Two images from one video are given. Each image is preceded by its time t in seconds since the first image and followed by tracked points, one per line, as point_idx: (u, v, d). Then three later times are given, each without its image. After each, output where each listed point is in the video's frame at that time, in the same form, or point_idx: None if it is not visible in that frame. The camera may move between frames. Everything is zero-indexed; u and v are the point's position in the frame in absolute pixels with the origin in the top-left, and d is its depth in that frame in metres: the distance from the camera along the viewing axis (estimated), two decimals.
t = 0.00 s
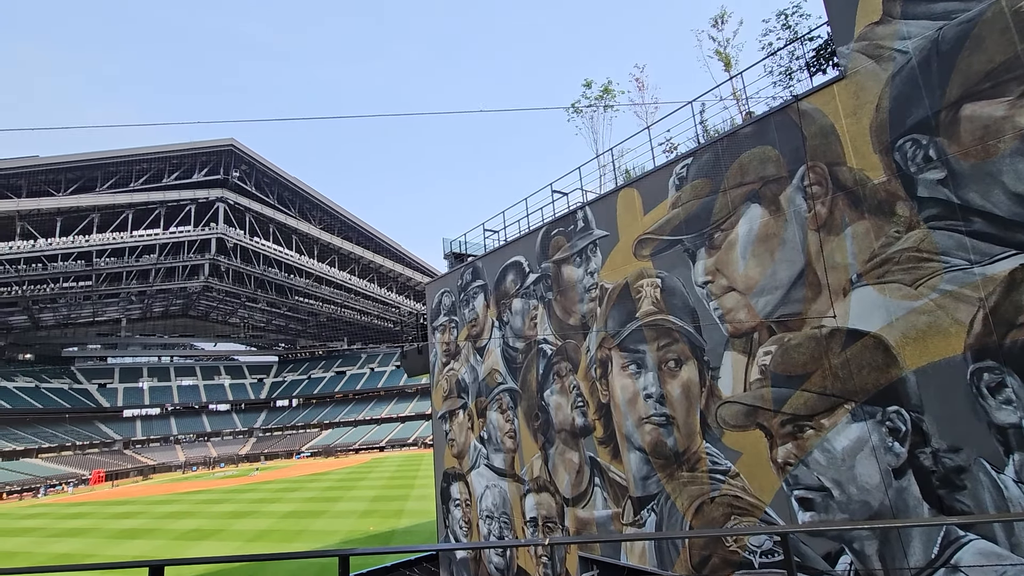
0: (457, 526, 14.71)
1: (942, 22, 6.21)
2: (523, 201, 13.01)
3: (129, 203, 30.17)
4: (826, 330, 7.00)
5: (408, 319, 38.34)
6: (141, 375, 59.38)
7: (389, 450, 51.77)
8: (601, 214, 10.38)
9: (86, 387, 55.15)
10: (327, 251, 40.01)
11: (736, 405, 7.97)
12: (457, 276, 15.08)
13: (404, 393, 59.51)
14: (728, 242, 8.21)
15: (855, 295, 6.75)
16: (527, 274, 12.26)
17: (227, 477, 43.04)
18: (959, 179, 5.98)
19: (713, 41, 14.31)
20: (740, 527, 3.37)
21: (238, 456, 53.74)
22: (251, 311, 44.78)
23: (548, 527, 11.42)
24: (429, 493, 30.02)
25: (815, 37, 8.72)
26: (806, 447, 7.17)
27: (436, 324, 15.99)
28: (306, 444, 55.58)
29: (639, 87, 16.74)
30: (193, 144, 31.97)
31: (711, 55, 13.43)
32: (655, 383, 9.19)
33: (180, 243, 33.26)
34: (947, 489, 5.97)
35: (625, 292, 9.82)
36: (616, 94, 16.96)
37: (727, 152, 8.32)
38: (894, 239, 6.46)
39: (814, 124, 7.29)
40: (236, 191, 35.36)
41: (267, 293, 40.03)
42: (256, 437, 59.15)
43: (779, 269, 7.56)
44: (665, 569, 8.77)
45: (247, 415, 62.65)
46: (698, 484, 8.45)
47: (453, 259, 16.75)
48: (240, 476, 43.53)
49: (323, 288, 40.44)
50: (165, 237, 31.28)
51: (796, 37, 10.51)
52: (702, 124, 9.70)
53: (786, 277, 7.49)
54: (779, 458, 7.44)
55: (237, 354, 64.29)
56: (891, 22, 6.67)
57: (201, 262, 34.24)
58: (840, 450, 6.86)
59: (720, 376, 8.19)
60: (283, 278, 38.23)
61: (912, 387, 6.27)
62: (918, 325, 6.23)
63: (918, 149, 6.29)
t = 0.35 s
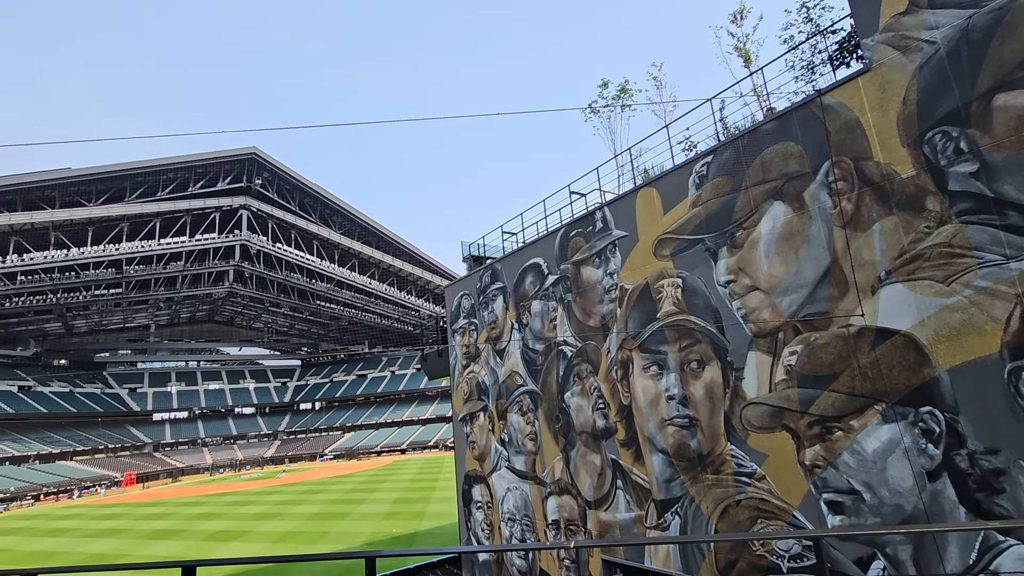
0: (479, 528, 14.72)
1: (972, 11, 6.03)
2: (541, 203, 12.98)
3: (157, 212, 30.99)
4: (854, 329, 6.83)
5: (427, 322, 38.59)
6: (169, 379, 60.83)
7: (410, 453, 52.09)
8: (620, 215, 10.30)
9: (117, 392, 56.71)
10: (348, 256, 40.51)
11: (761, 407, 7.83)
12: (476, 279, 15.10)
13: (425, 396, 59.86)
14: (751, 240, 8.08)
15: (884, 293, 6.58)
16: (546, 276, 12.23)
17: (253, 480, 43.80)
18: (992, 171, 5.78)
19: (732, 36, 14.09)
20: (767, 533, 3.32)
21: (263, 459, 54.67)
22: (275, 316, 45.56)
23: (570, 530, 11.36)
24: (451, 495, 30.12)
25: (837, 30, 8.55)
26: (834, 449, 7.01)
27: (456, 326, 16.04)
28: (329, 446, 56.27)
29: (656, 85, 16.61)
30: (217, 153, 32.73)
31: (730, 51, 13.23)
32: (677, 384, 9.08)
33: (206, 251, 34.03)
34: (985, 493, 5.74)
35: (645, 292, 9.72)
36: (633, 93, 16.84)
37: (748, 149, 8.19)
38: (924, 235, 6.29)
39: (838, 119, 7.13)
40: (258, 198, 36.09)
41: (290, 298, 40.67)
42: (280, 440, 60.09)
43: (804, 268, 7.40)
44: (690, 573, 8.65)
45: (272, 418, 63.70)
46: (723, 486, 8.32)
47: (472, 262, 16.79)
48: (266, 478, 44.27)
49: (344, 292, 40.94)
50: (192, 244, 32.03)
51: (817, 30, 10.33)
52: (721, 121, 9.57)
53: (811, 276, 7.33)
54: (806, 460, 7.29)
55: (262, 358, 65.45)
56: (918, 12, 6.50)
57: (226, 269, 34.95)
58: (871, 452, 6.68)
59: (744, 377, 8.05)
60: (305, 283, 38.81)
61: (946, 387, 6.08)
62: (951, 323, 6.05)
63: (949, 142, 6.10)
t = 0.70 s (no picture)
0: (503, 531, 14.71)
1: None
2: (560, 204, 12.96)
3: (184, 221, 31.83)
4: (885, 327, 6.65)
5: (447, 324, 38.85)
6: (198, 384, 62.27)
7: (432, 455, 52.35)
8: (640, 215, 10.22)
9: (148, 396, 58.30)
10: (369, 260, 41.03)
11: (789, 408, 7.68)
12: (496, 281, 15.12)
13: (446, 398, 60.14)
14: (775, 238, 7.94)
15: (915, 290, 6.40)
16: (566, 277, 12.19)
17: (279, 482, 44.56)
18: None
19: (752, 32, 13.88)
20: (798, 536, 3.24)
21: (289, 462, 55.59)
22: (298, 321, 46.33)
23: (594, 533, 11.30)
24: (473, 498, 30.19)
25: (862, 22, 8.36)
26: (866, 451, 6.83)
27: (477, 329, 16.09)
28: (353, 449, 56.92)
29: (675, 84, 16.45)
30: (241, 162, 33.50)
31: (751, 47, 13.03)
32: (701, 385, 8.96)
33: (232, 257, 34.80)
34: None
35: (667, 293, 9.62)
36: (651, 92, 16.69)
37: (771, 146, 8.06)
38: (958, 230, 6.09)
39: (865, 113, 6.97)
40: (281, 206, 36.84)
41: (313, 303, 41.32)
42: (305, 443, 61.00)
43: (831, 265, 7.24)
44: None
45: (297, 421, 64.72)
46: (750, 489, 8.18)
47: (491, 265, 16.84)
48: (292, 481, 44.99)
49: (366, 296, 41.44)
50: (218, 251, 32.79)
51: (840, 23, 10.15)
52: (743, 118, 9.44)
53: (838, 273, 7.17)
54: (837, 462, 7.11)
55: (286, 362, 66.56)
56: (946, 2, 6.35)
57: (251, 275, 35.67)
58: (904, 454, 6.50)
59: (770, 378, 7.91)
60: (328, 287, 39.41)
61: (983, 387, 5.88)
62: (987, 321, 5.86)
63: (982, 134, 5.91)
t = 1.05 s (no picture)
0: (525, 533, 14.68)
1: None
2: (578, 205, 12.92)
3: (209, 228, 32.59)
4: (915, 326, 6.47)
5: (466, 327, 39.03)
6: (224, 388, 63.58)
7: (454, 457, 52.53)
8: (660, 215, 10.13)
9: (177, 400, 59.72)
10: (388, 264, 41.49)
11: (816, 409, 7.51)
12: (515, 283, 15.12)
13: (466, 400, 60.34)
14: (799, 236, 7.78)
15: (947, 287, 6.21)
16: (585, 278, 12.13)
17: (304, 484, 45.23)
18: None
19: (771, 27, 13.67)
20: (831, 539, 3.16)
21: (312, 464, 56.37)
22: (320, 325, 47.00)
23: (617, 536, 11.21)
24: (495, 500, 30.23)
25: (886, 13, 8.17)
26: (898, 453, 6.65)
27: (496, 331, 16.10)
28: (375, 452, 57.46)
29: (693, 81, 16.29)
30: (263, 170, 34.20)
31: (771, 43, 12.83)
32: (724, 387, 8.83)
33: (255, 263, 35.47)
34: None
35: (688, 292, 9.50)
36: (669, 90, 16.54)
37: (793, 142, 7.91)
38: (992, 224, 5.90)
39: (891, 105, 6.80)
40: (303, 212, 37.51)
41: (334, 307, 41.90)
42: (328, 445, 61.82)
43: (858, 262, 7.07)
44: None
45: (320, 424, 65.59)
46: (777, 492, 8.02)
47: (510, 267, 16.84)
48: (316, 483, 45.66)
49: (386, 300, 41.86)
50: (241, 258, 33.47)
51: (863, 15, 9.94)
52: (764, 114, 9.29)
53: (866, 270, 7.00)
54: (867, 464, 6.94)
55: (309, 366, 67.54)
56: None
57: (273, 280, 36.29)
58: (939, 455, 6.31)
59: (797, 378, 7.75)
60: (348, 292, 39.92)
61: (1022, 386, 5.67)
62: None
63: (1016, 124, 5.71)
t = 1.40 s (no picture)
0: (547, 536, 14.62)
1: None
2: (596, 205, 12.88)
3: (232, 235, 33.27)
4: (946, 323, 6.29)
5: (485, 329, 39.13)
6: (248, 392, 64.75)
7: (474, 459, 52.60)
8: (679, 214, 10.04)
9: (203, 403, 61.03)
10: (407, 267, 41.84)
11: (844, 409, 7.35)
12: (533, 285, 15.11)
13: (486, 403, 60.41)
14: (823, 233, 7.63)
15: (980, 283, 6.03)
16: (604, 279, 12.06)
17: (327, 486, 45.78)
18: None
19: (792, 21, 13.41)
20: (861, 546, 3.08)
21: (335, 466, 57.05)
22: (341, 329, 47.59)
23: (639, 539, 11.11)
24: (516, 502, 30.19)
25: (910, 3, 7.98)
26: (930, 454, 6.47)
27: (516, 333, 16.09)
28: (396, 454, 57.89)
29: (712, 78, 16.07)
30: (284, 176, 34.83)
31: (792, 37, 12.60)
32: (748, 387, 8.69)
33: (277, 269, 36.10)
34: None
35: (709, 292, 9.38)
36: (688, 87, 16.36)
37: (816, 137, 7.77)
38: None
39: (917, 97, 6.63)
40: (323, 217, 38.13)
41: (354, 311, 42.39)
42: (350, 447, 62.49)
43: (885, 259, 6.91)
44: None
45: (342, 426, 66.34)
46: (804, 494, 7.87)
47: (528, 268, 16.81)
48: (339, 485, 46.18)
49: (405, 303, 42.20)
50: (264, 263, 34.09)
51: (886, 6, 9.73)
52: (784, 110, 9.15)
53: (893, 267, 6.83)
54: (898, 466, 6.77)
55: (331, 369, 68.41)
56: None
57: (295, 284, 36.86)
58: (974, 457, 6.12)
59: (823, 378, 7.59)
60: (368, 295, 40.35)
61: None
62: None
63: None
